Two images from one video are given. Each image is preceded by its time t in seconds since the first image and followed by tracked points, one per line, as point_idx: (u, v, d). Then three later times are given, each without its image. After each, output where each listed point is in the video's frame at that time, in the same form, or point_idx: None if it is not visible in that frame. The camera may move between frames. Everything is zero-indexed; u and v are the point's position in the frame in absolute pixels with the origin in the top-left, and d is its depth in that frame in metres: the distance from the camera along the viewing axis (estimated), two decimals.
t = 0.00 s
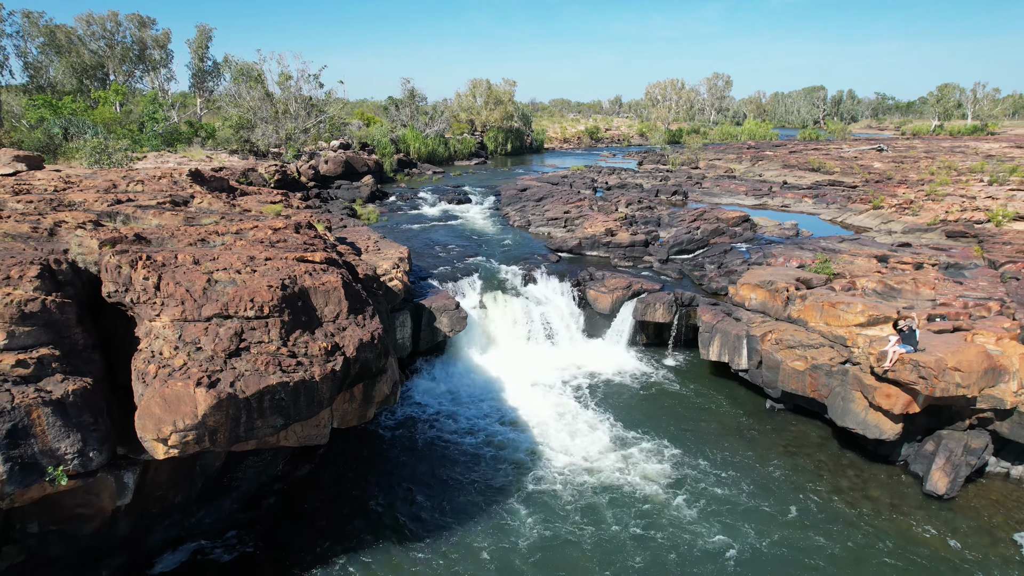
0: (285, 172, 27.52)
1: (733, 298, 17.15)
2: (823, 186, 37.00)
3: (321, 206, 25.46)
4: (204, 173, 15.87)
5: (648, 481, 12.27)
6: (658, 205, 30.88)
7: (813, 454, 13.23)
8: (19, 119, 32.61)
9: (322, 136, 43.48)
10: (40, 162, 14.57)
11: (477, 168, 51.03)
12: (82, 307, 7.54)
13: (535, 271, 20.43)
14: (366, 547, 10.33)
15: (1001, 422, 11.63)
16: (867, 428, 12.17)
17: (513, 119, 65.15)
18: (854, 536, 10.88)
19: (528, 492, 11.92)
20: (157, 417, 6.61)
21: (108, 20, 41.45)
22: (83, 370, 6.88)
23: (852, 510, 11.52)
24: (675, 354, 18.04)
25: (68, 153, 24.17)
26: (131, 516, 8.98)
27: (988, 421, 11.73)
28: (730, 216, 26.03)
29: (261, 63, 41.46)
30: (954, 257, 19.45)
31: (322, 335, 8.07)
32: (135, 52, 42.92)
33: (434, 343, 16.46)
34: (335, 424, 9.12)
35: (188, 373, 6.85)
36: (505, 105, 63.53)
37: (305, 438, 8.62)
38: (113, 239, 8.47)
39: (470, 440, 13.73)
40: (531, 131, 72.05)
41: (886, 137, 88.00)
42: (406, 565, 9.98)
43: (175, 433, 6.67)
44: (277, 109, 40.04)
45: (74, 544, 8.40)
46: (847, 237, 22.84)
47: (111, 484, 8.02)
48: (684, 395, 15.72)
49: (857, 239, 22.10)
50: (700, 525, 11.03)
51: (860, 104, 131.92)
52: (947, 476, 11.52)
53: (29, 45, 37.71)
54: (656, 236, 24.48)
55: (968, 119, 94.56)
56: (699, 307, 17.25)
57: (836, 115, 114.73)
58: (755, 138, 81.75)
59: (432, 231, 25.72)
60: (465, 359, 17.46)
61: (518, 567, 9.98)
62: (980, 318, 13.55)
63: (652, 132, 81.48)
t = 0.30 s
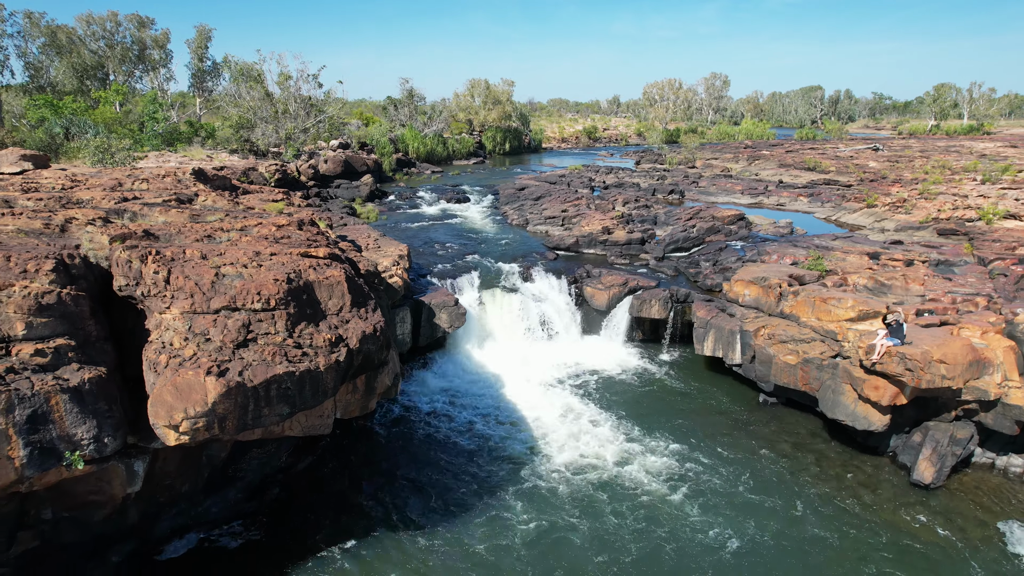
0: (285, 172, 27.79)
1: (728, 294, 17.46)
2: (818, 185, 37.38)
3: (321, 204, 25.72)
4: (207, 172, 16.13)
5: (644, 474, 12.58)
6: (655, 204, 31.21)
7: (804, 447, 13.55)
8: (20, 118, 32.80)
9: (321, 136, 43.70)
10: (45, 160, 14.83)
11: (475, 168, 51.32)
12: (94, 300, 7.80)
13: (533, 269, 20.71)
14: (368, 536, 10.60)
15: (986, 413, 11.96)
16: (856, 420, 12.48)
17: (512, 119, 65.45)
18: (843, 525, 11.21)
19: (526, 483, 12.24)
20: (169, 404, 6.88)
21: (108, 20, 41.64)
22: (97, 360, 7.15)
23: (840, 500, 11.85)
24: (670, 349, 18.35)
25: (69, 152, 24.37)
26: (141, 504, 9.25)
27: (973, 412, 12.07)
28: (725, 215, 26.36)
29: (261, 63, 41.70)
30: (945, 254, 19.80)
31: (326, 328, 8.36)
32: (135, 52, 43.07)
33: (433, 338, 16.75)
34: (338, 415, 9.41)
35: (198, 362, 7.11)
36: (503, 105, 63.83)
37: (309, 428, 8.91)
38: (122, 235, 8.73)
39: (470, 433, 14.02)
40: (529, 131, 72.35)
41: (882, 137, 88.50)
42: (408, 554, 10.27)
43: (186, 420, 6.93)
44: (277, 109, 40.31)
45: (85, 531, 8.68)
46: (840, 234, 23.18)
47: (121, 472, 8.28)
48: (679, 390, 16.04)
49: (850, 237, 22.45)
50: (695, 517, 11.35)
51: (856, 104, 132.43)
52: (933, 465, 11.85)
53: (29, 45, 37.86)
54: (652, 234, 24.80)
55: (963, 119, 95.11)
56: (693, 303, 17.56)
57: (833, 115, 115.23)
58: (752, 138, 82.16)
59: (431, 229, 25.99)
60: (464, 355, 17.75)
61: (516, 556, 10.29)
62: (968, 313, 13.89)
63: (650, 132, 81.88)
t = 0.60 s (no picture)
0: (285, 171, 28.06)
1: (722, 291, 17.76)
2: (814, 184, 37.72)
3: (321, 203, 26.00)
4: (210, 171, 16.39)
5: (640, 467, 12.89)
6: (652, 203, 31.52)
7: (796, 440, 13.87)
8: (21, 118, 32.98)
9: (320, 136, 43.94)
10: (51, 160, 15.07)
11: (474, 168, 51.63)
12: (106, 294, 8.07)
13: (530, 266, 21.00)
14: (370, 526, 10.88)
15: (972, 405, 12.27)
16: (846, 412, 12.79)
17: (510, 118, 65.75)
18: (832, 515, 11.53)
19: (524, 476, 12.54)
20: (180, 393, 7.16)
21: (108, 21, 41.82)
22: (110, 351, 7.42)
23: (829, 491, 12.17)
24: (666, 345, 18.67)
25: (71, 152, 24.60)
26: (150, 493, 9.52)
27: (959, 404, 12.39)
28: (720, 213, 26.66)
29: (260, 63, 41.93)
30: (936, 251, 20.14)
31: (331, 321, 8.64)
32: (134, 52, 43.24)
33: (433, 335, 17.03)
34: (341, 406, 9.69)
35: (208, 352, 7.38)
36: (501, 105, 64.14)
37: (313, 419, 9.21)
38: (131, 231, 8.99)
39: (469, 428, 14.30)
40: (527, 131, 72.67)
41: (879, 136, 88.94)
42: (409, 543, 10.55)
43: (197, 408, 7.20)
44: (277, 109, 40.53)
45: (96, 519, 8.94)
46: (833, 232, 23.52)
47: (132, 461, 8.54)
48: (675, 385, 16.35)
49: (843, 235, 22.78)
50: (689, 509, 11.65)
51: (853, 103, 132.94)
52: (921, 456, 12.18)
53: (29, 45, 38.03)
54: (649, 232, 25.11)
55: (959, 119, 95.61)
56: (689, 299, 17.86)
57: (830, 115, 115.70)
58: (749, 138, 82.55)
59: (430, 228, 26.30)
60: (463, 351, 18.04)
61: (515, 546, 10.58)
62: (956, 308, 14.20)
63: (648, 132, 82.24)
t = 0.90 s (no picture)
0: (285, 170, 28.32)
1: (717, 288, 18.08)
2: (809, 183, 38.09)
3: (321, 202, 26.28)
4: (213, 171, 16.65)
5: (635, 460, 13.21)
6: (648, 202, 31.84)
7: (788, 433, 14.20)
8: (22, 118, 33.13)
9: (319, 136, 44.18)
10: (56, 159, 15.32)
11: (472, 167, 51.94)
12: (116, 288, 8.34)
13: (528, 264, 21.29)
14: (373, 516, 11.17)
15: (958, 397, 12.62)
16: (837, 405, 13.10)
17: (508, 118, 66.04)
18: (822, 505, 11.85)
19: (522, 469, 12.85)
20: (190, 383, 7.41)
21: (108, 21, 41.99)
22: (122, 343, 7.68)
23: (819, 482, 12.52)
24: (662, 342, 18.99)
25: (73, 152, 24.82)
26: (158, 482, 9.79)
27: (946, 396, 12.73)
28: (716, 212, 27.00)
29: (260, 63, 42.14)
30: (927, 249, 20.52)
31: (334, 314, 8.93)
32: (134, 52, 43.42)
33: (432, 331, 17.32)
34: (344, 398, 9.99)
35: (217, 344, 7.65)
36: (499, 105, 64.47)
37: (317, 410, 9.50)
38: (141, 228, 9.25)
39: (468, 422, 14.61)
40: (525, 131, 72.97)
41: (875, 136, 89.38)
42: (411, 532, 10.86)
43: (207, 397, 7.47)
44: (277, 109, 40.72)
45: (106, 508, 9.20)
46: (827, 231, 23.89)
47: (141, 451, 8.81)
48: (669, 380, 16.67)
49: (837, 233, 23.13)
50: (683, 499, 11.97)
51: (850, 103, 133.52)
52: (909, 447, 12.53)
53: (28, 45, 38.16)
54: (645, 231, 25.43)
55: (955, 119, 96.15)
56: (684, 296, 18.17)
57: (827, 115, 116.20)
58: (746, 138, 82.93)
59: (429, 226, 26.61)
60: (462, 347, 18.34)
61: (514, 536, 10.89)
62: (944, 304, 14.55)
63: (645, 132, 82.58)
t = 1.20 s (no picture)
0: (285, 170, 28.59)
1: (712, 285, 18.37)
2: (805, 182, 38.45)
3: (321, 201, 26.54)
4: (216, 170, 16.90)
5: (631, 453, 13.52)
6: (645, 201, 32.17)
7: (781, 426, 14.53)
8: (23, 118, 33.30)
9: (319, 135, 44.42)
10: (62, 158, 15.56)
11: (471, 167, 52.20)
12: (127, 283, 8.60)
13: (526, 263, 21.57)
14: (375, 507, 11.45)
15: (945, 391, 12.95)
16: (828, 398, 13.40)
17: (507, 118, 66.34)
18: (813, 497, 12.16)
19: (520, 462, 13.13)
20: (199, 373, 7.66)
21: (107, 21, 42.17)
22: (133, 336, 7.95)
23: (809, 474, 12.84)
24: (658, 338, 19.28)
25: (75, 152, 25.04)
26: (165, 473, 10.05)
27: (934, 390, 13.05)
28: (712, 210, 27.35)
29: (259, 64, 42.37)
30: (919, 247, 20.86)
31: (338, 308, 9.21)
32: (133, 52, 43.63)
33: (432, 328, 17.60)
34: (347, 391, 10.27)
35: (225, 337, 7.91)
36: (498, 105, 64.78)
37: (321, 402, 9.78)
38: (149, 225, 9.51)
39: (468, 416, 14.89)
40: (524, 131, 73.26)
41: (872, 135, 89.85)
42: (413, 522, 11.14)
43: (215, 388, 7.72)
44: (276, 109, 40.91)
45: (115, 497, 9.47)
46: (821, 229, 24.19)
47: (150, 442, 9.07)
48: (665, 376, 16.97)
49: (831, 231, 23.46)
50: (677, 491, 12.29)
51: (847, 103, 133.96)
52: (897, 439, 12.86)
53: (29, 46, 38.34)
54: (642, 229, 25.73)
55: (951, 118, 96.55)
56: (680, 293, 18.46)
57: (825, 115, 116.68)
58: (744, 137, 83.33)
59: (428, 225, 26.89)
60: (461, 344, 18.62)
61: (512, 527, 11.17)
62: (933, 300, 14.87)
63: (643, 131, 82.96)
